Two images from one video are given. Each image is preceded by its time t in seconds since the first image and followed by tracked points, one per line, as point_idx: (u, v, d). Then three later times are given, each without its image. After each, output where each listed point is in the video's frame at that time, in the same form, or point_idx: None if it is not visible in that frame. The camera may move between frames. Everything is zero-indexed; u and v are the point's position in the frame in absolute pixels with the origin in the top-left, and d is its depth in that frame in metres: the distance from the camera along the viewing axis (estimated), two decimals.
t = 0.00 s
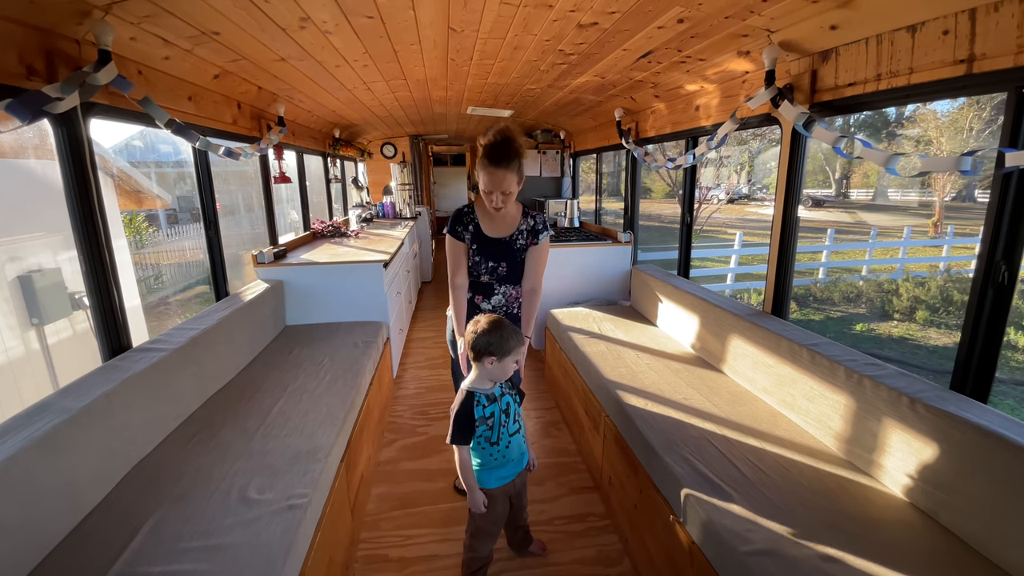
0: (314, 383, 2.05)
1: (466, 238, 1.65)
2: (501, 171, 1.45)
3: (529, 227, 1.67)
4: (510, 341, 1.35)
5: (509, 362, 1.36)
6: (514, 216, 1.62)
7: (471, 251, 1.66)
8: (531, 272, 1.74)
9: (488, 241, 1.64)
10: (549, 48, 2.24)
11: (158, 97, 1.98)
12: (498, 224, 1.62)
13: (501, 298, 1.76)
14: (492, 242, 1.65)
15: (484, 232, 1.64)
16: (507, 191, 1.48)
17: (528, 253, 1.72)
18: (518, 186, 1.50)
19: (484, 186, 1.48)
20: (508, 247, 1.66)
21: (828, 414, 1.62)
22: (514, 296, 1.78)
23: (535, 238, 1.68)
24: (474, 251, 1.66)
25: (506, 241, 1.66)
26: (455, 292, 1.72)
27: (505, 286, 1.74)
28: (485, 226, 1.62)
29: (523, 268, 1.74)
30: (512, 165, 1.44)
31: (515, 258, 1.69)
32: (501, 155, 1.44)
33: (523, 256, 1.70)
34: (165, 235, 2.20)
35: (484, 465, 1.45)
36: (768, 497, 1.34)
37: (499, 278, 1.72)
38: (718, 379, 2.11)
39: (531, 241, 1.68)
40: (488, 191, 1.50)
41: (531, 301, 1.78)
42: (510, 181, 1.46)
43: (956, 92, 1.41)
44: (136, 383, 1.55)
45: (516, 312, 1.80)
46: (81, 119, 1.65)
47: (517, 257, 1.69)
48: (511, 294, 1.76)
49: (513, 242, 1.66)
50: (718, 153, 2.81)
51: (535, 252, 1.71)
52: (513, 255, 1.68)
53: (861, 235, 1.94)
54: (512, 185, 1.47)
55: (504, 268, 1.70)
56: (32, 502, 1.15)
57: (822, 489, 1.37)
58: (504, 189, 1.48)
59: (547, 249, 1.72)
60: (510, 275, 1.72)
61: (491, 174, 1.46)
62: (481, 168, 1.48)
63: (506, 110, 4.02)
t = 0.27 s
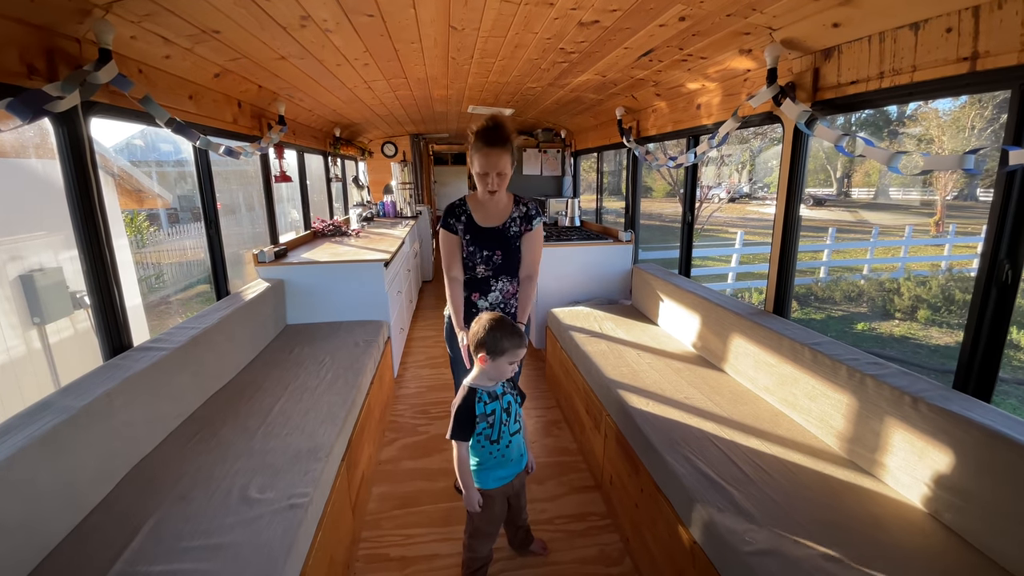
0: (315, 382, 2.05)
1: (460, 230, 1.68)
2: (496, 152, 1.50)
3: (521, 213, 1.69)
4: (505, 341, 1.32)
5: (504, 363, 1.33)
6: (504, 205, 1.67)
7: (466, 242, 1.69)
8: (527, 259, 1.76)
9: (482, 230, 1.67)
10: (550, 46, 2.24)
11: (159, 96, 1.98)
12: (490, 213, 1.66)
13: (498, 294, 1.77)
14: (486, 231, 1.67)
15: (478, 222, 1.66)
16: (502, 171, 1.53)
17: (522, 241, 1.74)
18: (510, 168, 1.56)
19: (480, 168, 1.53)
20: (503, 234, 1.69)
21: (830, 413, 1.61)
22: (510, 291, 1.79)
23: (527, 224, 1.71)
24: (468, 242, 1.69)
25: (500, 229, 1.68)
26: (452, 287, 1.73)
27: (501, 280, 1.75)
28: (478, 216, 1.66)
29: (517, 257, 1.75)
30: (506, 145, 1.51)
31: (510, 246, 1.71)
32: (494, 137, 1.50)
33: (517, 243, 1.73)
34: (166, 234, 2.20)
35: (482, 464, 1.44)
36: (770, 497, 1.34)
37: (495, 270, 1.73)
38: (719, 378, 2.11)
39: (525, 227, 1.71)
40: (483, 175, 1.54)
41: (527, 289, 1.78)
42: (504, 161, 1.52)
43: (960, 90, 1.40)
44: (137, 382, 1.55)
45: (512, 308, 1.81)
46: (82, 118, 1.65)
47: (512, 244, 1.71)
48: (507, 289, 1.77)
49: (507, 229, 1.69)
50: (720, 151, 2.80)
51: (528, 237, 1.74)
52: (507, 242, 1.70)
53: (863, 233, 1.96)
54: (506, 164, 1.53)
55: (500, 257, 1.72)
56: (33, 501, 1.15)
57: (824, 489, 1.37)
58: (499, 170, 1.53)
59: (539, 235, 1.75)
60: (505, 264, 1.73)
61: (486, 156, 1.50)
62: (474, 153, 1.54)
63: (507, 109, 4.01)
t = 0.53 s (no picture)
0: (317, 382, 2.06)
1: (453, 225, 1.71)
2: (489, 141, 1.55)
3: (514, 205, 1.72)
4: (495, 341, 1.33)
5: (496, 363, 1.34)
6: (497, 200, 1.69)
7: (460, 236, 1.71)
8: (526, 251, 1.78)
9: (475, 223, 1.69)
10: (551, 46, 2.24)
11: (161, 96, 1.99)
12: (484, 207, 1.69)
13: (497, 291, 1.77)
14: (480, 224, 1.70)
15: (471, 216, 1.70)
16: (496, 160, 1.57)
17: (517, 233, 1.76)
18: (503, 158, 1.60)
19: (474, 158, 1.57)
20: (497, 226, 1.71)
21: (830, 413, 1.62)
22: (509, 287, 1.79)
23: (521, 215, 1.74)
24: (463, 236, 1.71)
25: (494, 222, 1.70)
26: (449, 283, 1.77)
27: (498, 275, 1.75)
28: (472, 211, 1.69)
29: (513, 248, 1.76)
30: (498, 135, 1.57)
31: (505, 238, 1.72)
32: (486, 128, 1.56)
33: (512, 234, 1.74)
34: (167, 234, 2.21)
35: (483, 463, 1.45)
36: (770, 497, 1.34)
37: (492, 262, 1.74)
38: (720, 378, 2.11)
39: (518, 218, 1.73)
40: (477, 165, 1.57)
41: (525, 278, 1.79)
42: (498, 150, 1.57)
43: (961, 90, 1.40)
44: (140, 382, 1.55)
45: (513, 304, 1.81)
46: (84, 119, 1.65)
47: (507, 236, 1.72)
48: (506, 285, 1.77)
49: (501, 221, 1.71)
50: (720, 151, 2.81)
51: (523, 229, 1.76)
52: (502, 234, 1.72)
53: (863, 233, 1.96)
54: (499, 153, 1.57)
55: (495, 248, 1.72)
56: (36, 499, 1.15)
57: (825, 488, 1.37)
58: (492, 159, 1.57)
59: (534, 226, 1.77)
60: (501, 256, 1.74)
61: (479, 145, 1.54)
62: (466, 146, 1.59)
63: (507, 109, 4.02)
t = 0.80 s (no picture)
0: (319, 381, 2.07)
1: (453, 222, 1.72)
2: (485, 138, 1.56)
3: (514, 203, 1.73)
4: (495, 342, 1.34)
5: (497, 364, 1.35)
6: (497, 198, 1.71)
7: (460, 232, 1.72)
8: (527, 250, 1.79)
9: (475, 220, 1.70)
10: (553, 47, 2.25)
11: (165, 98, 2.00)
12: (484, 205, 1.71)
13: (497, 288, 1.77)
14: (480, 220, 1.71)
15: (471, 213, 1.71)
16: (493, 157, 1.59)
17: (517, 230, 1.77)
18: (501, 155, 1.61)
19: (472, 158, 1.58)
20: (497, 223, 1.72)
21: (831, 413, 1.62)
22: (509, 284, 1.79)
23: (521, 212, 1.75)
24: (463, 232, 1.72)
25: (494, 218, 1.71)
26: (448, 281, 1.76)
27: (498, 272, 1.75)
28: (472, 209, 1.71)
29: (513, 245, 1.77)
30: (494, 132, 1.58)
31: (505, 234, 1.73)
32: (480, 127, 1.57)
33: (512, 230, 1.75)
34: (169, 234, 2.22)
35: (485, 463, 1.46)
36: (770, 496, 1.34)
37: (491, 258, 1.74)
38: (721, 378, 2.12)
39: (519, 215, 1.75)
40: (475, 164, 1.59)
41: (526, 275, 1.80)
42: (495, 147, 1.59)
43: (962, 91, 1.41)
44: (144, 381, 1.57)
45: (513, 302, 1.81)
46: (89, 120, 1.66)
47: (507, 232, 1.73)
48: (506, 282, 1.77)
49: (501, 217, 1.72)
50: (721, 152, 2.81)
51: (523, 227, 1.77)
52: (502, 229, 1.72)
53: (864, 234, 1.95)
54: (495, 150, 1.58)
55: (495, 243, 1.73)
56: (42, 497, 1.16)
57: (826, 487, 1.38)
58: (489, 156, 1.58)
59: (533, 224, 1.79)
60: (501, 252, 1.74)
61: (475, 144, 1.56)
62: (463, 146, 1.61)
63: (509, 109, 4.03)
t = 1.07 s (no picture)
0: (320, 381, 2.07)
1: (454, 222, 1.73)
2: (486, 139, 1.57)
3: (515, 204, 1.74)
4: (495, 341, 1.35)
5: (498, 364, 1.36)
6: (498, 199, 1.72)
7: (461, 232, 1.72)
8: (528, 249, 1.80)
9: (476, 220, 1.71)
10: (554, 49, 2.25)
11: (168, 99, 2.01)
12: (485, 206, 1.72)
13: (498, 288, 1.77)
14: (481, 221, 1.71)
15: (472, 214, 1.72)
16: (494, 157, 1.59)
17: (518, 231, 1.78)
18: (502, 156, 1.62)
19: (472, 157, 1.59)
20: (498, 223, 1.72)
21: (831, 413, 1.62)
22: (510, 284, 1.79)
23: (523, 213, 1.76)
24: (464, 232, 1.72)
25: (495, 218, 1.72)
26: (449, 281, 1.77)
27: (499, 272, 1.75)
28: (473, 209, 1.72)
29: (514, 245, 1.77)
30: (496, 133, 1.59)
31: (506, 234, 1.73)
32: (483, 127, 1.58)
33: (513, 231, 1.75)
34: (170, 235, 2.22)
35: (487, 463, 1.46)
36: (770, 496, 1.35)
37: (492, 258, 1.74)
38: (722, 378, 2.12)
39: (520, 216, 1.75)
40: (475, 163, 1.60)
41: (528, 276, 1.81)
42: (496, 147, 1.59)
43: (961, 92, 1.41)
44: (148, 381, 1.57)
45: (514, 302, 1.81)
46: (94, 121, 1.67)
47: (508, 232, 1.74)
48: (507, 282, 1.77)
49: (502, 217, 1.73)
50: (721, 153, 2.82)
51: (526, 227, 1.78)
52: (503, 230, 1.73)
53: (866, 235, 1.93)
54: (497, 151, 1.59)
55: (496, 243, 1.73)
56: (47, 495, 1.17)
57: (826, 488, 1.38)
58: (490, 156, 1.59)
59: (535, 225, 1.80)
60: (502, 252, 1.74)
61: (477, 143, 1.57)
62: (465, 146, 1.62)
63: (510, 111, 4.04)
